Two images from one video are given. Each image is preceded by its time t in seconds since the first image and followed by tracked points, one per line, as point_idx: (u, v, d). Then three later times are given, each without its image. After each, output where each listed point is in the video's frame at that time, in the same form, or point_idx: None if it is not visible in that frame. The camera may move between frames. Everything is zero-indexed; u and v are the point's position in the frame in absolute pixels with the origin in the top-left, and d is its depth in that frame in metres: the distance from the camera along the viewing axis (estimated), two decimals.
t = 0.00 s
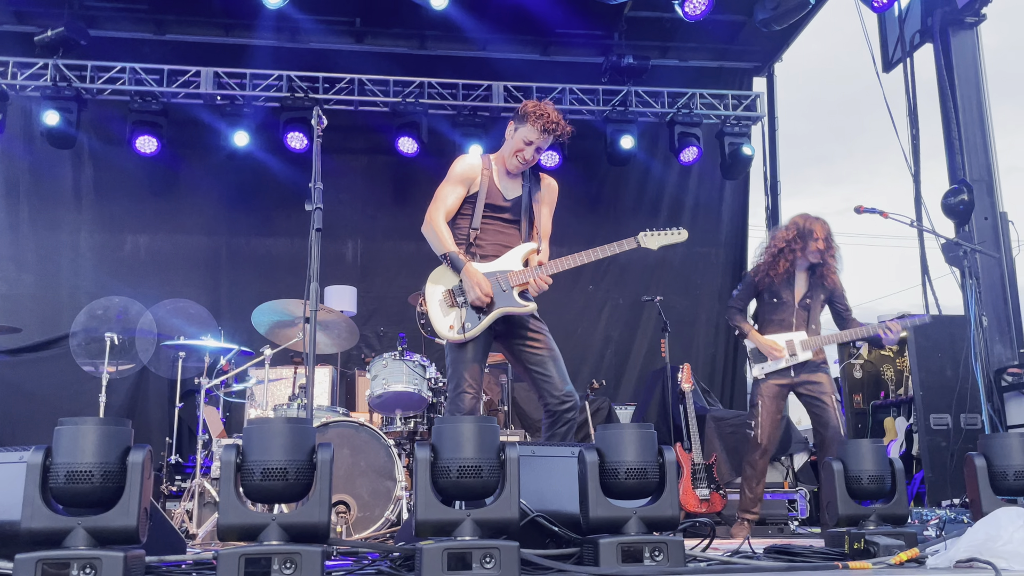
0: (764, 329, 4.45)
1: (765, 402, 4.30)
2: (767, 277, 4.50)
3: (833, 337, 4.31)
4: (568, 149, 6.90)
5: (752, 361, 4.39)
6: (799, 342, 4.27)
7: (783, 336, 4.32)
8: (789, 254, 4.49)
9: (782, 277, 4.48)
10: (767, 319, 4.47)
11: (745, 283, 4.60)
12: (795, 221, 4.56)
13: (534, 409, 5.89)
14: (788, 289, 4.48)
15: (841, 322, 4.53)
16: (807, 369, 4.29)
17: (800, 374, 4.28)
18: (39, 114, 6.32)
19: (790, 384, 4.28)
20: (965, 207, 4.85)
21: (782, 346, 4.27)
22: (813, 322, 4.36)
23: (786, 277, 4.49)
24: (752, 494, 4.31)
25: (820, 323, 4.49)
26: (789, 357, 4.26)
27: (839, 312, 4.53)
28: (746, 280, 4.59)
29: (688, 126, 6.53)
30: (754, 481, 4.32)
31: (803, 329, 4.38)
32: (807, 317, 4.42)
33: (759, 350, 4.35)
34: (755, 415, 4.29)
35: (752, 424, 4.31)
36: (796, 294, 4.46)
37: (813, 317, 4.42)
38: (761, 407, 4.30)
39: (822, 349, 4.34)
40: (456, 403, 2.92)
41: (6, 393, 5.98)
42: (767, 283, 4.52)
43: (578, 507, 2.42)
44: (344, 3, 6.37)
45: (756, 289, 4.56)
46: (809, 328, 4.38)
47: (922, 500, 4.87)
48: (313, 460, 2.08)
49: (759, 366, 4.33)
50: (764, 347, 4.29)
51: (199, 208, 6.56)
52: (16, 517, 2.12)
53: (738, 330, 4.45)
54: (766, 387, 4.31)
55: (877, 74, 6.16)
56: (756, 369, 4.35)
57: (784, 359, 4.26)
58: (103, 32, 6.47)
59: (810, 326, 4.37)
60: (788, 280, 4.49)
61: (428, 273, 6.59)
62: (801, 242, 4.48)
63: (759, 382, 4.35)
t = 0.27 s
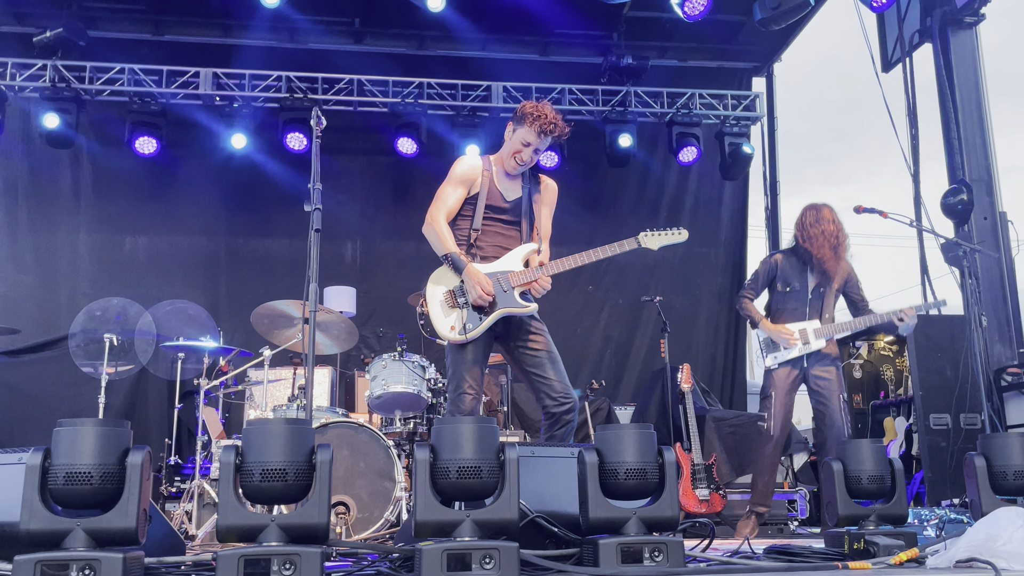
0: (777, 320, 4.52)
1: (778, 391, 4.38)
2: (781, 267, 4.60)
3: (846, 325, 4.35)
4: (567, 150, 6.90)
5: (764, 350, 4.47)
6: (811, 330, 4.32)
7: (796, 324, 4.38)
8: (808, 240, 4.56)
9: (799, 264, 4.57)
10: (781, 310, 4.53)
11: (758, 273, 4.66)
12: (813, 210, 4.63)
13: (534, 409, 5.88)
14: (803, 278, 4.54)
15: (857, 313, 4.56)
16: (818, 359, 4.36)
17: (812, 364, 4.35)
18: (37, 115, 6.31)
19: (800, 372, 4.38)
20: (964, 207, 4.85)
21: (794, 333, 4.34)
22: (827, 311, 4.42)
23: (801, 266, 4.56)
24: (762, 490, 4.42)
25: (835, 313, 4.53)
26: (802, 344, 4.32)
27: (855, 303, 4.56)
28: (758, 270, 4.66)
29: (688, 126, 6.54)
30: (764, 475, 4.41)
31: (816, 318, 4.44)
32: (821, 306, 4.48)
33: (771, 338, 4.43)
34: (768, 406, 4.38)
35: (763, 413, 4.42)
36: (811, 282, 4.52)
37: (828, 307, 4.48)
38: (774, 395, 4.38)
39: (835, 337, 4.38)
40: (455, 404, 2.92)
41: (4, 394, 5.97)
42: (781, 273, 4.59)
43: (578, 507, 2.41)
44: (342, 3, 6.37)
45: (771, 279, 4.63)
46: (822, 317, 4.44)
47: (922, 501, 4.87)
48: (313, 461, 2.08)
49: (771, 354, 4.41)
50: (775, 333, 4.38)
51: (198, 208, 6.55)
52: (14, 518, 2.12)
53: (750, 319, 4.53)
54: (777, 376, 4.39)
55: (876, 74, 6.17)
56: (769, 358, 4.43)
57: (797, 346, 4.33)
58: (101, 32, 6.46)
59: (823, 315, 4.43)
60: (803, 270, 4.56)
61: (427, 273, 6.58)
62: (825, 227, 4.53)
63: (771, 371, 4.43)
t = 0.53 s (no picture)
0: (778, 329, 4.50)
1: (784, 396, 4.32)
2: (779, 276, 4.58)
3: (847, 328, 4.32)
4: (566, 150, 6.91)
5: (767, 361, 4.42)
6: (813, 335, 4.29)
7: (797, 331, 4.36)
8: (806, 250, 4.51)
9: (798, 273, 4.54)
10: (782, 318, 4.52)
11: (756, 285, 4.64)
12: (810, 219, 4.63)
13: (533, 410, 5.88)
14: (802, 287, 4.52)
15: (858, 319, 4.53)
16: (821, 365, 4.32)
17: (816, 371, 4.31)
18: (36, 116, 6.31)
19: (806, 378, 4.32)
20: (962, 207, 4.86)
21: (796, 339, 4.30)
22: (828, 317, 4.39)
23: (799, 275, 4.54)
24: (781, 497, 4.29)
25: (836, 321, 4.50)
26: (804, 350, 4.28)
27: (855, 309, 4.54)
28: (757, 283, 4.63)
29: (686, 126, 6.54)
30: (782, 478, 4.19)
31: (818, 324, 4.41)
32: (821, 313, 4.46)
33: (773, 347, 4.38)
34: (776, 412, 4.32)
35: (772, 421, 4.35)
36: (810, 290, 4.50)
37: (828, 313, 4.45)
38: (781, 401, 4.32)
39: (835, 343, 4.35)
40: (453, 404, 2.93)
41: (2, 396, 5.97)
42: (780, 283, 4.57)
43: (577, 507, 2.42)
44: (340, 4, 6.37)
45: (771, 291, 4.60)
46: (824, 322, 4.41)
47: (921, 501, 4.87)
48: (311, 462, 2.08)
49: (774, 363, 4.36)
50: (777, 341, 4.32)
51: (196, 209, 6.55)
52: (12, 519, 2.12)
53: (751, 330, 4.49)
54: (783, 383, 4.35)
55: (874, 74, 6.16)
56: (771, 367, 4.37)
57: (799, 352, 4.29)
58: (99, 33, 6.46)
59: (824, 321, 4.40)
60: (802, 278, 4.54)
61: (426, 274, 6.58)
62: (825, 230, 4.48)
63: (776, 379, 4.37)
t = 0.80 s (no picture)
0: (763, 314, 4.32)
1: (771, 379, 4.18)
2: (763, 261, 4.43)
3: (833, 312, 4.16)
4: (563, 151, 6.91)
5: (754, 346, 4.25)
6: (799, 319, 4.11)
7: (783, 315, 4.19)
8: (789, 235, 4.40)
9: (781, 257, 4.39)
10: (766, 302, 4.36)
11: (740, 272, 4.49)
12: (789, 204, 4.52)
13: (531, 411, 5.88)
14: (786, 272, 4.36)
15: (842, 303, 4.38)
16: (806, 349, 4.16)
17: (802, 355, 4.14)
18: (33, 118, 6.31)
19: (792, 362, 4.18)
20: (958, 208, 4.86)
21: (782, 324, 4.12)
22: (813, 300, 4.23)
23: (782, 259, 4.39)
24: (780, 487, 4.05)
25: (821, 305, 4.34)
26: (790, 335, 4.11)
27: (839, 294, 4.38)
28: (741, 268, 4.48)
29: (683, 128, 6.55)
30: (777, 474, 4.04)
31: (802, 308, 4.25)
32: (806, 297, 4.30)
33: (759, 332, 4.21)
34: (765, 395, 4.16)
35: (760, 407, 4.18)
36: (794, 274, 4.33)
37: (813, 297, 4.29)
38: (769, 384, 4.18)
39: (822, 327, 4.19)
40: (456, 407, 2.91)
41: None
42: (763, 268, 4.41)
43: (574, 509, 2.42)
44: (338, 6, 6.37)
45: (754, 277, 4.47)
46: (809, 307, 4.24)
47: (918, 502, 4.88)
48: (308, 464, 2.08)
49: (762, 348, 4.18)
50: (763, 325, 4.14)
51: (194, 211, 6.55)
52: (10, 522, 2.12)
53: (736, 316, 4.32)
54: (769, 366, 4.18)
55: (871, 75, 6.15)
56: (758, 351, 4.21)
57: (786, 337, 4.11)
58: (97, 35, 6.46)
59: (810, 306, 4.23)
60: (785, 262, 4.38)
61: (423, 275, 6.58)
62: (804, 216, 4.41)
63: (762, 364, 4.20)
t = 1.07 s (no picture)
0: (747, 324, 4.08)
1: (763, 394, 3.91)
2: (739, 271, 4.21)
3: (817, 317, 4.00)
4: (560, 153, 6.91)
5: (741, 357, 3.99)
6: (786, 327, 3.92)
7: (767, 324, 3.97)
8: (761, 241, 4.18)
9: (756, 265, 4.15)
10: (746, 313, 4.11)
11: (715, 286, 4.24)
12: (757, 210, 4.31)
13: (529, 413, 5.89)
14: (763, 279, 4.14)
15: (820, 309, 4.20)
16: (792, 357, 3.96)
17: (792, 363, 3.93)
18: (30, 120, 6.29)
19: (783, 374, 3.94)
20: (956, 210, 4.86)
21: (770, 334, 3.90)
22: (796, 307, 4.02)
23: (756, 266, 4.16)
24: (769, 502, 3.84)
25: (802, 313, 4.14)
26: (778, 344, 3.90)
27: (816, 299, 4.21)
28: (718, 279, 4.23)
29: (681, 129, 6.56)
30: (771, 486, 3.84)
31: (786, 315, 4.03)
32: (788, 304, 4.08)
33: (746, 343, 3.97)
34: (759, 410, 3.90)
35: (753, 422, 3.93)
36: (772, 281, 4.11)
37: (794, 303, 4.09)
38: (762, 400, 3.90)
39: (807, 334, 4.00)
40: (454, 410, 2.92)
41: None
42: (739, 277, 4.20)
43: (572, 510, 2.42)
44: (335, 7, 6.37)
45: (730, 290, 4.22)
46: (792, 313, 4.03)
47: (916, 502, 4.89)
48: (306, 466, 2.07)
49: (751, 360, 3.93)
50: (751, 336, 3.90)
51: (191, 212, 6.54)
52: (7, 525, 2.12)
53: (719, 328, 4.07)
54: (760, 377, 3.93)
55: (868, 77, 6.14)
56: (748, 363, 3.95)
57: (774, 347, 3.89)
58: (94, 37, 6.45)
59: (793, 312, 4.02)
60: (761, 269, 4.16)
61: (421, 277, 6.58)
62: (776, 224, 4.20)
63: (751, 376, 3.95)
